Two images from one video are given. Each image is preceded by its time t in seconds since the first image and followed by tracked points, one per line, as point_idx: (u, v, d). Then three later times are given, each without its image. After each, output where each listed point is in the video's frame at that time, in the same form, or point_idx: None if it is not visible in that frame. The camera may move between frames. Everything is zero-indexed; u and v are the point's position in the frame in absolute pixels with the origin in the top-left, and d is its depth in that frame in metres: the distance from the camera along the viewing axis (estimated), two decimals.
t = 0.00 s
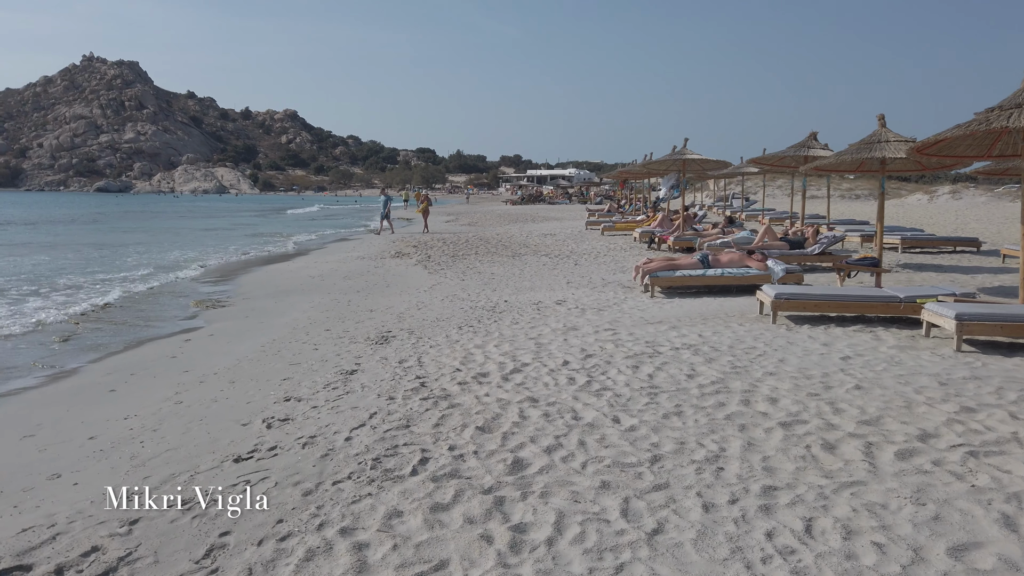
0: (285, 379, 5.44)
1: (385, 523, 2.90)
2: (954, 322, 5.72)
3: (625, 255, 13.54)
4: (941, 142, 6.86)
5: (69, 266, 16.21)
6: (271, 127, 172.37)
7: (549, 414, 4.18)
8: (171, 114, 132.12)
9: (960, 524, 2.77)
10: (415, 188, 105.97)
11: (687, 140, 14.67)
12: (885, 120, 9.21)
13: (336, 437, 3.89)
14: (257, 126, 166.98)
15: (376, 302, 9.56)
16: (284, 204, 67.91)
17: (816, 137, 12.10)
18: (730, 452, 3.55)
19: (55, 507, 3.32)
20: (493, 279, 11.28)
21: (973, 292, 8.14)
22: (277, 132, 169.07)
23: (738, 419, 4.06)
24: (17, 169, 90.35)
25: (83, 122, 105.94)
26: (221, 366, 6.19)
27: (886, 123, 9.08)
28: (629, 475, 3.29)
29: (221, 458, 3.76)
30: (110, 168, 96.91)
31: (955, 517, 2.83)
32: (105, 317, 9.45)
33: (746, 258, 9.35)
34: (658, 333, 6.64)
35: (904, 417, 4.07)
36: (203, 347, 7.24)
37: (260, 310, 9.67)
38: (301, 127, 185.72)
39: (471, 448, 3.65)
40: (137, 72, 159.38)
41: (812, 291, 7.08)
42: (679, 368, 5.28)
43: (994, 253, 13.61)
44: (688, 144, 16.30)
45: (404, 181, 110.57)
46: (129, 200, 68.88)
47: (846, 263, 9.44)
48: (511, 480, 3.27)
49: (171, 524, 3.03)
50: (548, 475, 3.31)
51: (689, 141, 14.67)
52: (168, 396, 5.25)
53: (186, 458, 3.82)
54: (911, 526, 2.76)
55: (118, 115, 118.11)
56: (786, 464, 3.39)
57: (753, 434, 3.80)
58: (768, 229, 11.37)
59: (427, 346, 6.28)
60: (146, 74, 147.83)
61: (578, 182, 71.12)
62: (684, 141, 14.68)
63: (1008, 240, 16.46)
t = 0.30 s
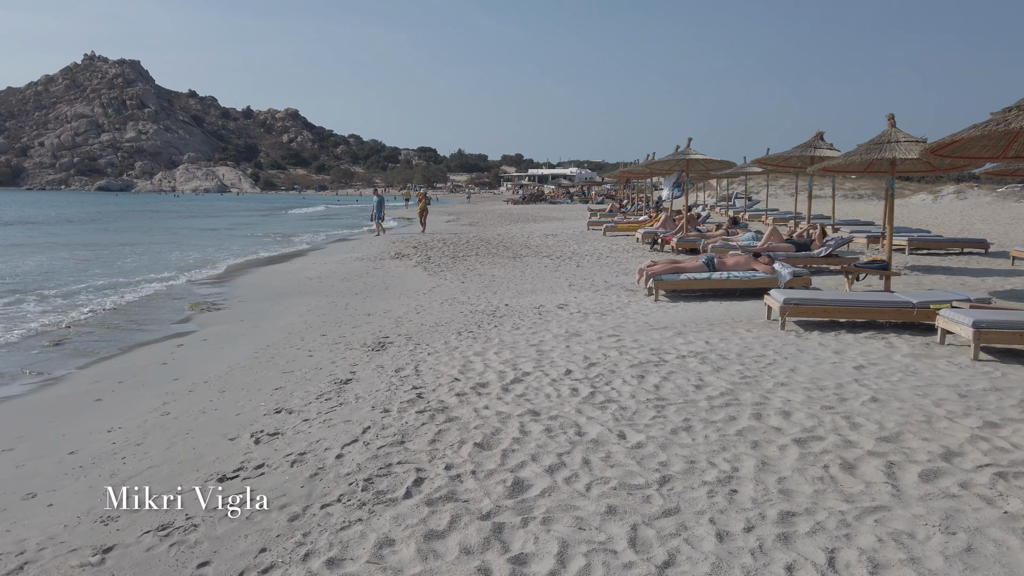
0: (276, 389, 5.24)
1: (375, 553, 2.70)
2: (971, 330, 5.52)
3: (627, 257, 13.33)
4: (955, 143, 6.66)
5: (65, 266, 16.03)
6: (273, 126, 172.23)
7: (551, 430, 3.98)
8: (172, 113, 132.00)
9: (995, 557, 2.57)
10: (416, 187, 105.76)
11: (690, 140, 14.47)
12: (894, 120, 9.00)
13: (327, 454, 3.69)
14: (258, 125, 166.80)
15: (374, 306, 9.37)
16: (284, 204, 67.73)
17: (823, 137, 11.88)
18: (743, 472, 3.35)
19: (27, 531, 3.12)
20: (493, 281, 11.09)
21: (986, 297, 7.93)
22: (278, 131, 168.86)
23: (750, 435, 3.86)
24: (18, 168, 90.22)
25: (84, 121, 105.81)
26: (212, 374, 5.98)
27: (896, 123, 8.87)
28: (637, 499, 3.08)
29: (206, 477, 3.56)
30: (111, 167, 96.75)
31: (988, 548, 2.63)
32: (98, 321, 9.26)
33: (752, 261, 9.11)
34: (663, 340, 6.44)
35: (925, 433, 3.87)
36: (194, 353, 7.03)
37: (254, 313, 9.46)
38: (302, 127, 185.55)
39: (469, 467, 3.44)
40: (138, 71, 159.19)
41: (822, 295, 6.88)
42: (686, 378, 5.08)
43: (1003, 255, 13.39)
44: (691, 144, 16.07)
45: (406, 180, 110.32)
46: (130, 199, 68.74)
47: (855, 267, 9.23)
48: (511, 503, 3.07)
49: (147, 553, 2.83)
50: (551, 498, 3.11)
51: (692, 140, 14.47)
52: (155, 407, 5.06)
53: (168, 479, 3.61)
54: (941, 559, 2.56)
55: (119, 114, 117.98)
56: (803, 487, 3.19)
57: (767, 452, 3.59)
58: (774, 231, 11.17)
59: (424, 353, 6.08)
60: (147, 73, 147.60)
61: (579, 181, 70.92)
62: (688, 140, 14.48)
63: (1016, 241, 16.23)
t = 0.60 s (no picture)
0: (263, 392, 5.02)
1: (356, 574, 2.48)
2: (986, 330, 5.30)
3: (627, 256, 13.12)
4: (968, 137, 6.45)
5: (58, 266, 15.80)
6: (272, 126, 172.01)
7: (549, 437, 3.76)
8: (172, 113, 131.80)
9: None
10: (415, 187, 105.51)
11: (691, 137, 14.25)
12: (901, 115, 8.79)
13: (309, 464, 3.47)
14: (257, 125, 166.46)
15: (369, 305, 9.15)
16: (283, 204, 67.49)
17: (827, 133, 11.66)
18: (754, 484, 3.13)
19: None
20: (491, 280, 10.88)
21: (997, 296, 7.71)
22: (277, 131, 168.57)
23: (759, 442, 3.64)
24: (17, 167, 89.97)
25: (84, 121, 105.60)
26: (198, 376, 5.76)
27: (904, 118, 8.66)
28: (640, 513, 2.86)
29: (180, 488, 3.35)
30: (111, 167, 96.52)
31: None
32: (86, 322, 9.05)
33: (756, 259, 8.89)
34: (665, 340, 6.22)
35: (945, 440, 3.65)
36: (181, 355, 6.81)
37: (246, 314, 9.24)
38: (301, 126, 185.22)
39: (460, 478, 3.22)
40: (138, 71, 158.73)
41: (829, 295, 6.66)
42: (690, 381, 4.86)
43: (1009, 254, 13.18)
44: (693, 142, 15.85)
45: (405, 180, 110.09)
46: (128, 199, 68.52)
47: (861, 265, 9.02)
48: (504, 518, 2.85)
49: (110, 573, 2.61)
50: (548, 513, 2.89)
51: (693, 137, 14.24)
52: (134, 411, 4.84)
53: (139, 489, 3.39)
54: None
55: (118, 114, 117.75)
56: (819, 500, 2.97)
57: (778, 461, 3.37)
58: (777, 229, 10.95)
59: (418, 355, 5.85)
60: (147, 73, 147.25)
61: (578, 181, 70.71)
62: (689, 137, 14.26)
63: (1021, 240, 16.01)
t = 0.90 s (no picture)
0: (246, 407, 4.80)
1: None
2: (1001, 340, 5.07)
3: (627, 259, 12.90)
4: (979, 139, 6.24)
5: (51, 269, 15.60)
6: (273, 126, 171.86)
7: (544, 458, 3.54)
8: (172, 113, 131.69)
9: None
10: (416, 187, 105.34)
11: (693, 137, 14.03)
12: (908, 115, 8.57)
13: (287, 490, 3.26)
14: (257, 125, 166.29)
15: (363, 311, 8.94)
16: (282, 204, 67.31)
17: (831, 134, 11.44)
18: (762, 514, 2.92)
19: None
20: (489, 284, 10.66)
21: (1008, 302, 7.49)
22: (278, 131, 168.42)
23: (768, 465, 3.42)
24: (17, 167, 89.85)
25: (84, 121, 105.43)
26: (182, 387, 5.55)
27: (910, 118, 8.43)
28: (640, 549, 2.65)
29: (149, 517, 3.14)
30: (111, 168, 96.38)
31: None
32: (74, 328, 8.84)
33: (760, 263, 8.65)
34: (666, 350, 6.01)
35: (964, 463, 3.43)
36: (167, 364, 6.60)
37: (238, 319, 9.02)
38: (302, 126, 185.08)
39: (447, 507, 3.00)
40: (139, 71, 158.70)
41: (836, 302, 6.45)
42: (693, 395, 4.64)
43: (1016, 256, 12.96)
44: (695, 142, 15.63)
45: (405, 180, 109.91)
46: (128, 199, 68.34)
47: (868, 269, 8.80)
48: (493, 555, 2.63)
49: None
50: (541, 549, 2.67)
51: (695, 137, 14.02)
52: (112, 427, 4.64)
53: (105, 517, 3.18)
54: None
55: (119, 114, 117.67)
56: (832, 533, 2.76)
57: (788, 488, 3.16)
58: (781, 231, 10.73)
59: (410, 366, 5.63)
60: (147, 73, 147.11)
61: (579, 181, 70.50)
62: (691, 138, 14.04)
63: None
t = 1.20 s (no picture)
0: (233, 414, 4.61)
1: None
2: (1019, 345, 4.87)
3: (629, 259, 12.70)
4: (992, 136, 6.04)
5: (46, 269, 15.41)
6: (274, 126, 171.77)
7: (543, 472, 3.34)
8: (173, 113, 131.60)
9: None
10: (417, 187, 105.16)
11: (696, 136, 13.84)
12: (917, 113, 8.35)
13: (269, 508, 3.06)
14: (259, 125, 166.15)
15: (359, 313, 8.75)
16: (283, 204, 67.14)
17: (837, 132, 11.23)
18: (776, 534, 2.72)
19: None
20: (488, 286, 10.47)
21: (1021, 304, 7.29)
22: (279, 131, 168.37)
23: (780, 480, 3.23)
24: (19, 167, 89.78)
25: (85, 121, 105.35)
26: (168, 393, 5.36)
27: (919, 116, 8.24)
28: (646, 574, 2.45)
29: (121, 536, 2.95)
30: (112, 168, 96.26)
31: None
32: (63, 330, 8.65)
33: (765, 264, 8.43)
34: (670, 354, 5.81)
35: (989, 477, 3.23)
36: (156, 367, 6.41)
37: (231, 321, 8.82)
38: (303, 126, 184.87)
39: (439, 526, 2.81)
40: (141, 71, 158.90)
41: (845, 304, 6.25)
42: (698, 402, 4.44)
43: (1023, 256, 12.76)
44: (697, 141, 15.42)
45: (406, 180, 109.75)
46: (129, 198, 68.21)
47: (875, 271, 8.60)
48: None
49: None
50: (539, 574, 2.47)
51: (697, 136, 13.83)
52: (92, 435, 4.45)
53: (76, 536, 2.99)
54: None
55: (120, 114, 117.60)
56: (852, 556, 2.56)
57: (803, 505, 2.96)
58: (785, 231, 10.54)
59: (405, 371, 5.44)
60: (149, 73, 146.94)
61: (580, 180, 70.32)
62: (693, 137, 13.85)
63: None
